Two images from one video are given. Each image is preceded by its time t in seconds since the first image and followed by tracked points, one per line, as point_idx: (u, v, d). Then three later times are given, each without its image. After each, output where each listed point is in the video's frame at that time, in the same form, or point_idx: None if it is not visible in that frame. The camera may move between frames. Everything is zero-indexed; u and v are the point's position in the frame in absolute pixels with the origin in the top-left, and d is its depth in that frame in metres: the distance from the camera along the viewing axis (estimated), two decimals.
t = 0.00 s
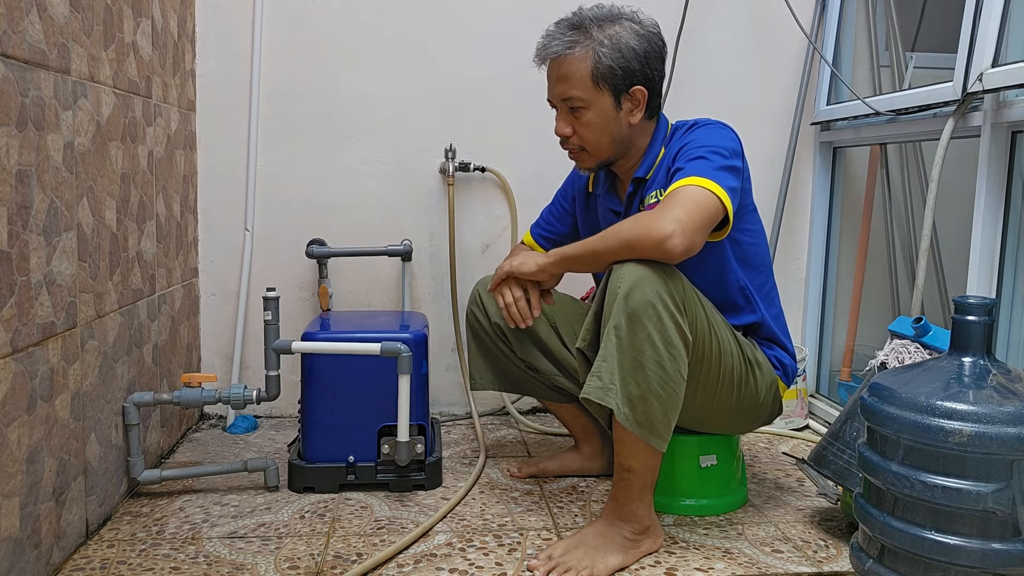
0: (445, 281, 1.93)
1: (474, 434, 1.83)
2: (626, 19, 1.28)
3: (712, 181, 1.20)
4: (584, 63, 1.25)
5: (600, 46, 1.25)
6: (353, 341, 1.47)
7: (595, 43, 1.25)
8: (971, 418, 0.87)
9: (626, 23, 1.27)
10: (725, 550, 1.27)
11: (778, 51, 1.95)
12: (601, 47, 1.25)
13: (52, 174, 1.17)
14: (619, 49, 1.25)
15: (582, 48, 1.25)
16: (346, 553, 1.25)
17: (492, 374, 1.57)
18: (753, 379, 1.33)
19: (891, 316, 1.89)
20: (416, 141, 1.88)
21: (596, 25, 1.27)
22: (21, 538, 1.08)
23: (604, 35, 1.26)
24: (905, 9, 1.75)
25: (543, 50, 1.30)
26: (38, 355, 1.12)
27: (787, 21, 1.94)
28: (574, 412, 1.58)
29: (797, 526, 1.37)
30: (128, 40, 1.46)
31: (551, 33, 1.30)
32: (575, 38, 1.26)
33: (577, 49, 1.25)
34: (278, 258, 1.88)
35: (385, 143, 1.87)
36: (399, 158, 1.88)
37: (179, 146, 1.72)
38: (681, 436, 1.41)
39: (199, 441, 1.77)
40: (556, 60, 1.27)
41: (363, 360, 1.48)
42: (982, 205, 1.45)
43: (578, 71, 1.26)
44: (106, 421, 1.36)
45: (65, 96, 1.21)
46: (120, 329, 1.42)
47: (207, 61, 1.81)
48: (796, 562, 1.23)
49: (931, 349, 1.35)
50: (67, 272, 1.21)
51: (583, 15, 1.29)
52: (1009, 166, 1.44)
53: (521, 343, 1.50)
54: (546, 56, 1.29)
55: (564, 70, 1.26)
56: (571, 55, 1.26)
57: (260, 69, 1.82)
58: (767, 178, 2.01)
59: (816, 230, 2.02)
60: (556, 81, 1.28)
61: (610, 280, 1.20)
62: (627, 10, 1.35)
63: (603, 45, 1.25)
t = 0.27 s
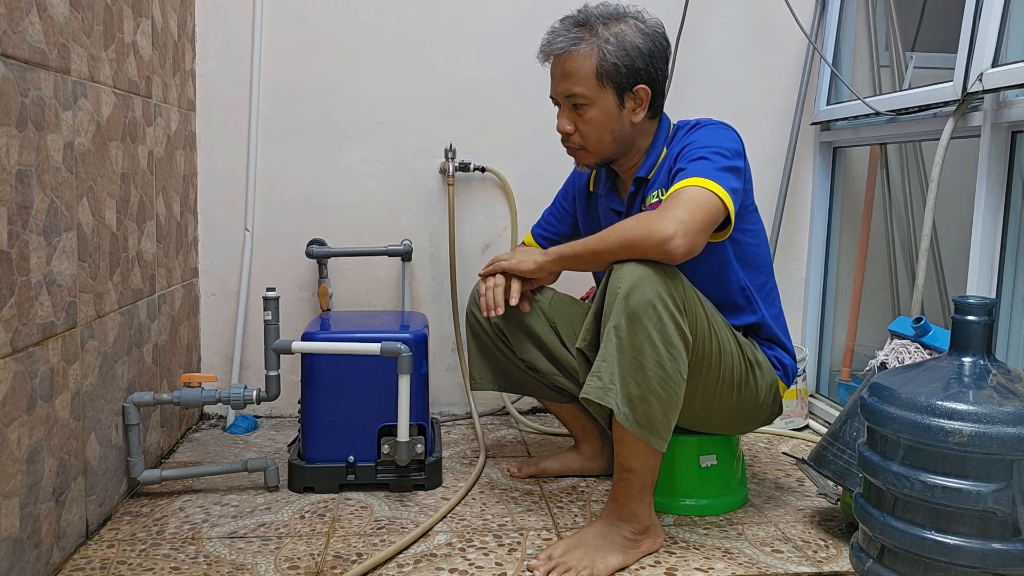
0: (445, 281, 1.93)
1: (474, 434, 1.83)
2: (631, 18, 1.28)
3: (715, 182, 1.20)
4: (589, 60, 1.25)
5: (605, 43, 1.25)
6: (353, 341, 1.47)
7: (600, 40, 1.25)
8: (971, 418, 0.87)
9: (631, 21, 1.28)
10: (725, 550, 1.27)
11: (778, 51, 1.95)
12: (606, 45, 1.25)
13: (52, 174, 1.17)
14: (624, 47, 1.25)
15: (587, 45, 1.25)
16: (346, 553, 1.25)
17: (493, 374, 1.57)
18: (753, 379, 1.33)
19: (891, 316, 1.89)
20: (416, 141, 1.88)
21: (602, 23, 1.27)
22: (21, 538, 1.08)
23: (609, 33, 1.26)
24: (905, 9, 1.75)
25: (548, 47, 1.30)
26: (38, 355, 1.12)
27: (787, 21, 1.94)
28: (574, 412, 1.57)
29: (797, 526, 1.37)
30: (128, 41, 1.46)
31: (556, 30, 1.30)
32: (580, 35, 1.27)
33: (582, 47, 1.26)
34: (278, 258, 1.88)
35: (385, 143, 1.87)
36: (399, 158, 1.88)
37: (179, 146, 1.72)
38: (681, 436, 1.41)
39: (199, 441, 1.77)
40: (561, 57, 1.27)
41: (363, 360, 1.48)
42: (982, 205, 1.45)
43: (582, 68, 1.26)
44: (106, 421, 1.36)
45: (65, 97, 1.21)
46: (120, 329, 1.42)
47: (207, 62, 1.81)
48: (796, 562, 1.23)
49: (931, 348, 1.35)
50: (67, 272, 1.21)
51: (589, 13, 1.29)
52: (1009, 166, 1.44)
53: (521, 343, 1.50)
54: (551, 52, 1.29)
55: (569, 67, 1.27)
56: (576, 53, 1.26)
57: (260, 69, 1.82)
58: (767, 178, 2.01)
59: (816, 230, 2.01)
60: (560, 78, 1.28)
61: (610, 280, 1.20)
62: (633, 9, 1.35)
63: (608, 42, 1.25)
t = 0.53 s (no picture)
0: (445, 281, 1.93)
1: (474, 434, 1.84)
2: (632, 18, 1.28)
3: (715, 182, 1.20)
4: (590, 61, 1.25)
5: (606, 44, 1.25)
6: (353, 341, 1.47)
7: (601, 41, 1.25)
8: (971, 418, 0.87)
9: (632, 22, 1.28)
10: (725, 550, 1.27)
11: (778, 51, 1.95)
12: (607, 46, 1.25)
13: (52, 174, 1.17)
14: (625, 48, 1.25)
15: (588, 46, 1.25)
16: (346, 553, 1.25)
17: (493, 374, 1.57)
18: (753, 379, 1.33)
19: (891, 316, 1.89)
20: (416, 141, 1.88)
21: (602, 23, 1.27)
22: (21, 538, 1.08)
23: (610, 34, 1.26)
24: (905, 9, 1.75)
25: (549, 47, 1.30)
26: (38, 355, 1.12)
27: (787, 21, 1.94)
28: (574, 412, 1.57)
29: (797, 526, 1.37)
30: (128, 40, 1.46)
31: (557, 31, 1.30)
32: (581, 36, 1.27)
33: (583, 47, 1.26)
34: (278, 258, 1.88)
35: (386, 143, 1.87)
36: (399, 159, 1.88)
37: (179, 146, 1.72)
38: (681, 436, 1.41)
39: (198, 441, 1.77)
40: (562, 58, 1.27)
41: (363, 360, 1.48)
42: (982, 205, 1.45)
43: (583, 69, 1.26)
44: (106, 421, 1.36)
45: (65, 96, 1.21)
46: (120, 329, 1.42)
47: (207, 61, 1.81)
48: (796, 562, 1.23)
49: (932, 349, 1.35)
50: (67, 272, 1.21)
51: (590, 13, 1.29)
52: (1009, 166, 1.44)
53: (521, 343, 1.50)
54: (552, 53, 1.29)
55: (570, 68, 1.27)
56: (577, 53, 1.26)
57: (260, 69, 1.82)
58: (767, 178, 2.01)
59: (816, 230, 2.02)
60: (561, 79, 1.28)
61: (611, 280, 1.20)
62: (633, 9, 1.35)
63: (609, 43, 1.25)
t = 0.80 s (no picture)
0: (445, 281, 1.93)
1: (474, 434, 1.84)
2: (633, 18, 1.28)
3: (715, 182, 1.20)
4: (590, 61, 1.25)
5: (606, 44, 1.25)
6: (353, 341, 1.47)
7: (601, 41, 1.25)
8: (971, 418, 0.87)
9: (632, 22, 1.28)
10: (725, 550, 1.27)
11: (778, 51, 1.95)
12: (607, 46, 1.25)
13: (52, 174, 1.17)
14: (625, 48, 1.25)
15: (588, 46, 1.25)
16: (346, 553, 1.25)
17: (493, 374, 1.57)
18: (753, 379, 1.33)
19: (891, 316, 1.89)
20: (416, 141, 1.88)
21: (603, 23, 1.27)
22: (21, 538, 1.08)
23: (610, 34, 1.26)
24: (905, 9, 1.75)
25: (548, 47, 1.30)
26: (38, 355, 1.12)
27: (787, 21, 1.94)
28: (574, 412, 1.57)
29: (797, 526, 1.37)
30: (128, 40, 1.46)
31: (557, 31, 1.30)
32: (581, 36, 1.27)
33: (583, 47, 1.26)
34: (278, 258, 1.88)
35: (386, 143, 1.87)
36: (399, 158, 1.88)
37: (179, 146, 1.72)
38: (681, 436, 1.41)
39: (199, 441, 1.77)
40: (562, 59, 1.27)
41: (363, 360, 1.48)
42: (982, 205, 1.45)
43: (583, 69, 1.26)
44: (106, 421, 1.36)
45: (65, 96, 1.21)
46: (120, 329, 1.42)
47: (207, 62, 1.81)
48: (796, 562, 1.23)
49: (931, 349, 1.35)
50: (67, 272, 1.21)
51: (590, 13, 1.29)
52: (1009, 166, 1.44)
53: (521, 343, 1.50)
54: (552, 53, 1.29)
55: (570, 68, 1.27)
56: (577, 54, 1.26)
57: (260, 69, 1.82)
58: (767, 178, 2.01)
59: (816, 230, 2.02)
60: (561, 79, 1.28)
61: (611, 280, 1.20)
62: (633, 9, 1.35)
63: (609, 43, 1.25)
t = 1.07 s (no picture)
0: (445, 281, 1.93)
1: (474, 434, 1.84)
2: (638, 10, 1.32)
3: (715, 180, 1.20)
4: (609, 47, 1.25)
5: (623, 31, 1.26)
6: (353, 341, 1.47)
7: (617, 29, 1.27)
8: (971, 418, 0.87)
9: (639, 13, 1.31)
10: (725, 550, 1.27)
11: (778, 51, 1.95)
12: (625, 32, 1.26)
13: (52, 174, 1.17)
14: (642, 34, 1.27)
15: (606, 33, 1.26)
16: (346, 553, 1.25)
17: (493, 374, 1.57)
18: (753, 380, 1.33)
19: (891, 316, 1.89)
20: (416, 141, 1.88)
21: (614, 13, 1.29)
22: (21, 538, 1.08)
23: (624, 23, 1.27)
24: (905, 9, 1.75)
25: (558, 39, 1.29)
26: (38, 355, 1.12)
27: (787, 21, 1.94)
28: (574, 412, 1.58)
29: (797, 526, 1.37)
30: (128, 40, 1.46)
31: (566, 24, 1.29)
32: (596, 25, 1.27)
33: (601, 34, 1.26)
34: (278, 258, 1.88)
35: (386, 143, 1.87)
36: (399, 158, 1.88)
37: (179, 146, 1.72)
38: (681, 436, 1.41)
39: (199, 441, 1.77)
40: (577, 47, 1.26)
41: (363, 360, 1.48)
42: (982, 205, 1.46)
43: (602, 56, 1.25)
44: (106, 421, 1.36)
45: (65, 96, 1.21)
46: (120, 329, 1.42)
47: (207, 62, 1.81)
48: (796, 562, 1.23)
49: (931, 349, 1.35)
50: (67, 272, 1.21)
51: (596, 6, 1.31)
52: (1009, 166, 1.44)
53: (521, 343, 1.51)
54: (564, 44, 1.28)
55: (588, 54, 1.26)
56: (595, 40, 1.26)
57: (260, 69, 1.82)
58: (767, 178, 2.01)
59: (816, 230, 2.02)
60: (578, 67, 1.26)
61: (612, 280, 1.20)
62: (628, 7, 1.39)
63: (626, 29, 1.27)
